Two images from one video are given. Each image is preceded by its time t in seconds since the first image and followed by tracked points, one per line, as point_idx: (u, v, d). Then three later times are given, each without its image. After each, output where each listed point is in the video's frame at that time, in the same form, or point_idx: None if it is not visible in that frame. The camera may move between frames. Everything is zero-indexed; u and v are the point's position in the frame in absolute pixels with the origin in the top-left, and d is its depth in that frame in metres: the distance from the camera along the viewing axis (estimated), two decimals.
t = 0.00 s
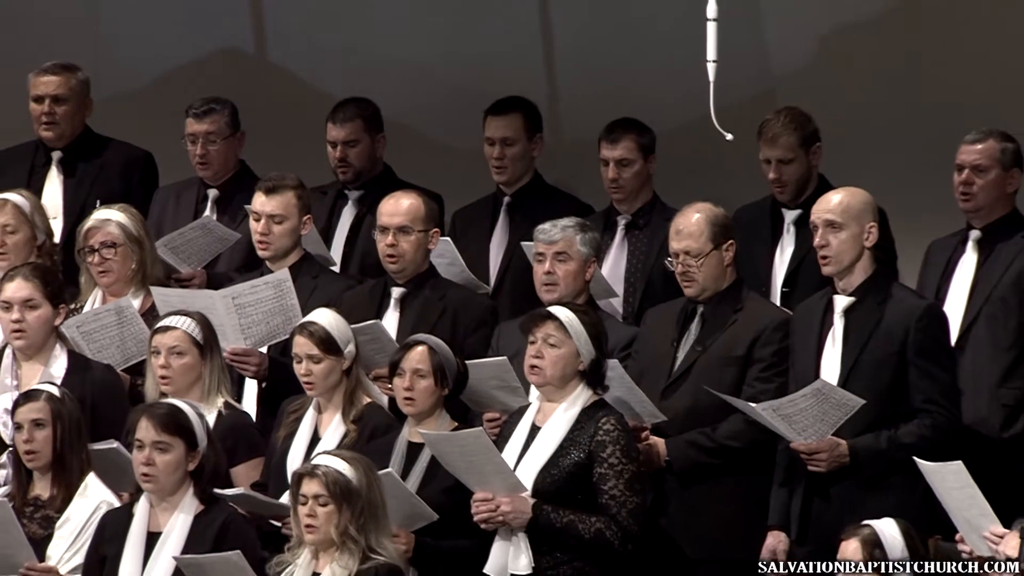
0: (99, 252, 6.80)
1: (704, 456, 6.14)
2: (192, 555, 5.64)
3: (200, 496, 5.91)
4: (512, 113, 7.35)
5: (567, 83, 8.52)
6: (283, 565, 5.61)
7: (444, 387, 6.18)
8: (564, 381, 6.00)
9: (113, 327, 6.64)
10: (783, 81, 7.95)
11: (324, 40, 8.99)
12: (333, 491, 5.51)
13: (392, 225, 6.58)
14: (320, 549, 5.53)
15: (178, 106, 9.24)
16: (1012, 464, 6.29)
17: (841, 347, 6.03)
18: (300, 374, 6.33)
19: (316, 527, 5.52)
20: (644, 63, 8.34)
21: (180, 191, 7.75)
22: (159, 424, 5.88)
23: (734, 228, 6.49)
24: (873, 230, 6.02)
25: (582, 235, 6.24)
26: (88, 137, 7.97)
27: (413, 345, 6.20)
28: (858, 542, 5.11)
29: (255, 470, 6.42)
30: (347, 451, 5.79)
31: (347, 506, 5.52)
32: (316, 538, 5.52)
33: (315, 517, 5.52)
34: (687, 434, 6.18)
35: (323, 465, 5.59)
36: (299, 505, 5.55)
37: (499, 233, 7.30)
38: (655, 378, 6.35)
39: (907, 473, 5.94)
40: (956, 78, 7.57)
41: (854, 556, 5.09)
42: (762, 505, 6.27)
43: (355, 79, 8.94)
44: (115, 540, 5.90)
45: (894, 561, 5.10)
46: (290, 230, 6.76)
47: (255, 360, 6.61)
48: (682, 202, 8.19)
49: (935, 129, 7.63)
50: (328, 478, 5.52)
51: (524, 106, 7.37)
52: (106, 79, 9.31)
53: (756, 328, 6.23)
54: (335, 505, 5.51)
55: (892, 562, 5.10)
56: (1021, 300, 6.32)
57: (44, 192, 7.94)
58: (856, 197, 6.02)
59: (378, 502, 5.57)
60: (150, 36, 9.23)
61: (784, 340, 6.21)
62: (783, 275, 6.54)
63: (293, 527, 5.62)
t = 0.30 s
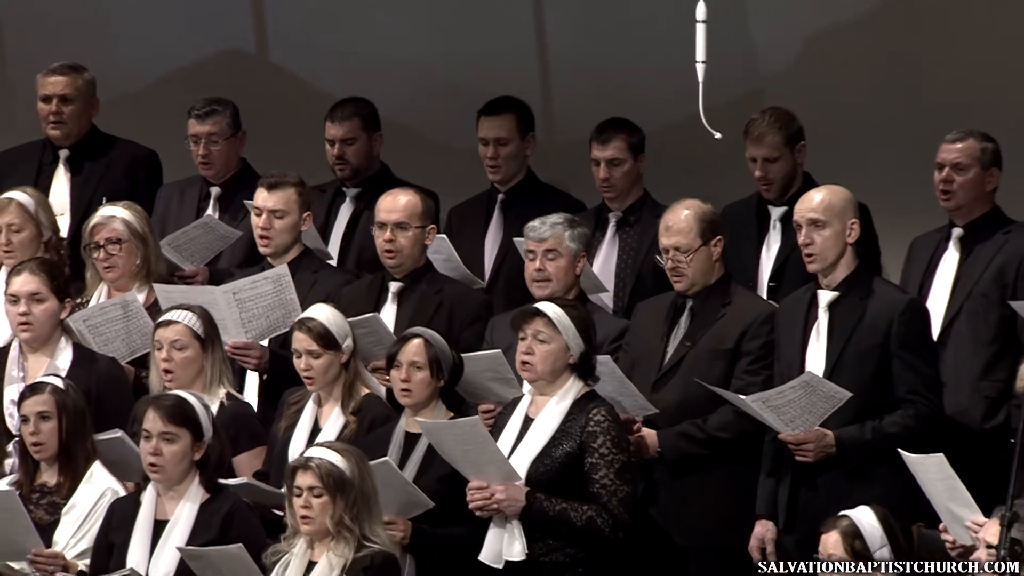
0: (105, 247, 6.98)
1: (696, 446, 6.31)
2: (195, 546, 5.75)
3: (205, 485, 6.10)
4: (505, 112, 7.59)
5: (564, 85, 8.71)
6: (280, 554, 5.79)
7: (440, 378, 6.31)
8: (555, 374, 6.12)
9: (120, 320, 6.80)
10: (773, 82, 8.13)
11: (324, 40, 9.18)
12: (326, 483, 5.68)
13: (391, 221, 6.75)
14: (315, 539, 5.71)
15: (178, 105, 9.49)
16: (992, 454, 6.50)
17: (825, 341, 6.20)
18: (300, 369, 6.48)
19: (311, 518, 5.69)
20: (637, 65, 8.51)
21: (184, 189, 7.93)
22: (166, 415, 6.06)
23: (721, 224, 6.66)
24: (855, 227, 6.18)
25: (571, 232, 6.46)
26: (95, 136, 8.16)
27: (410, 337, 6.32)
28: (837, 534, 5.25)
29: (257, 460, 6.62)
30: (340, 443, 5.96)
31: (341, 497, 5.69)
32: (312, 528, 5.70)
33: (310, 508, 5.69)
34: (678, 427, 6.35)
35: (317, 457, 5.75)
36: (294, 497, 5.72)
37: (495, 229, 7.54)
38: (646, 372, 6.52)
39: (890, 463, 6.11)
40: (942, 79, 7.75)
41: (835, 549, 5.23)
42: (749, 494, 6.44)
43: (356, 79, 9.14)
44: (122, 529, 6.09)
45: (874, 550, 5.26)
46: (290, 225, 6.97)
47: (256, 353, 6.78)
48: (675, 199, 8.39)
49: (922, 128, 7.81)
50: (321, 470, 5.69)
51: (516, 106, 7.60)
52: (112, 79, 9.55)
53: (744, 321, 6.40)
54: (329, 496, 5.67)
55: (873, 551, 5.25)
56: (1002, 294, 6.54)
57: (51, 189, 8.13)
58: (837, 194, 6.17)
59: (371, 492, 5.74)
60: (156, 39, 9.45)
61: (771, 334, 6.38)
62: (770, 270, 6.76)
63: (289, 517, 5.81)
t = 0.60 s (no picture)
0: (112, 244, 7.19)
1: (687, 437, 6.52)
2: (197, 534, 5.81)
3: (211, 474, 6.31)
4: (499, 112, 7.81)
5: (559, 85, 8.94)
6: (276, 543, 5.98)
7: (437, 369, 6.48)
8: (547, 369, 6.27)
9: (126, 313, 7.02)
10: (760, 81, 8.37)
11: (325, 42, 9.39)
12: (323, 473, 5.89)
13: (389, 218, 6.96)
14: (312, 529, 5.90)
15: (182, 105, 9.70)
16: (970, 445, 6.73)
17: (809, 334, 6.40)
18: (300, 363, 6.68)
19: (308, 508, 5.89)
20: (629, 64, 8.75)
21: (188, 187, 8.14)
22: (173, 406, 6.27)
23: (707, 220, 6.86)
24: (839, 224, 6.35)
25: (561, 234, 6.67)
26: (102, 136, 8.36)
27: (407, 330, 6.49)
28: (818, 525, 5.44)
29: (258, 450, 6.84)
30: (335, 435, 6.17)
31: (337, 487, 5.90)
32: (308, 518, 5.89)
33: (307, 498, 5.89)
34: (671, 418, 6.54)
35: (313, 448, 5.97)
36: (291, 487, 5.92)
37: (490, 226, 7.76)
38: (638, 365, 6.72)
39: (873, 453, 6.32)
40: (926, 81, 7.97)
41: (817, 540, 5.42)
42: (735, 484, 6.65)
43: (355, 79, 9.37)
44: (130, 516, 6.30)
45: (856, 538, 5.45)
46: (293, 222, 7.21)
47: (258, 345, 7.02)
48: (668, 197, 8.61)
49: (907, 128, 8.04)
50: (318, 461, 5.91)
51: (510, 106, 7.81)
52: (119, 80, 9.75)
53: (732, 315, 6.61)
54: (325, 486, 5.88)
55: (854, 540, 5.45)
56: (982, 288, 6.76)
57: (60, 187, 8.34)
58: (822, 192, 6.34)
59: (365, 483, 5.97)
60: (160, 41, 9.66)
61: (757, 327, 6.59)
62: (756, 265, 6.99)
63: (286, 506, 5.99)
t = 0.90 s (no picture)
0: (119, 239, 7.41)
1: (678, 425, 6.75)
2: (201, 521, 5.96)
3: (217, 462, 6.52)
4: (495, 110, 8.03)
5: (555, 83, 9.16)
6: (275, 529, 6.21)
7: (436, 360, 6.70)
8: (542, 360, 6.49)
9: (133, 306, 7.23)
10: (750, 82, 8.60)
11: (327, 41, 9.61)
12: (319, 460, 6.12)
13: (390, 215, 7.16)
14: (309, 516, 6.14)
15: (186, 103, 9.91)
16: (949, 433, 6.98)
17: (794, 326, 6.63)
18: (303, 352, 6.89)
19: (305, 496, 6.12)
20: (623, 64, 8.98)
21: (193, 184, 8.34)
22: (180, 396, 6.48)
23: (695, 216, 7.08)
24: (824, 220, 6.57)
25: (553, 229, 6.90)
26: (110, 134, 8.58)
27: (408, 322, 6.71)
28: (803, 511, 5.62)
29: (262, 437, 7.06)
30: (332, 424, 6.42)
31: (333, 474, 6.13)
32: (306, 506, 6.13)
33: (304, 485, 6.12)
34: (664, 408, 6.77)
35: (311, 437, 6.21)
36: (289, 474, 6.16)
37: (485, 222, 7.98)
38: (631, 357, 6.95)
39: (854, 441, 6.55)
40: (912, 81, 8.20)
41: (802, 525, 5.60)
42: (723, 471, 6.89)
43: (355, 78, 9.59)
44: (138, 503, 6.53)
45: (840, 524, 5.60)
46: (297, 217, 7.47)
47: (260, 337, 7.21)
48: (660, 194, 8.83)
49: (892, 127, 8.27)
50: (315, 449, 6.14)
51: (505, 104, 8.04)
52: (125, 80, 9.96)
53: (720, 308, 6.84)
54: (322, 474, 6.11)
55: (837, 527, 5.59)
56: (962, 281, 7.00)
57: (69, 184, 8.56)
58: (806, 189, 6.56)
59: (361, 470, 6.21)
60: (165, 40, 9.86)
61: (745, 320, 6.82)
62: (742, 258, 7.22)
63: (284, 494, 6.23)
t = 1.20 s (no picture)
0: (126, 234, 7.62)
1: (670, 414, 6.97)
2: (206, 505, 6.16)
3: (223, 450, 6.76)
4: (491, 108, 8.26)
5: (549, 83, 9.39)
6: (278, 516, 6.44)
7: (436, 352, 6.92)
8: (537, 351, 6.71)
9: (140, 298, 7.47)
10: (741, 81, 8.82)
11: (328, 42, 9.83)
12: (319, 449, 6.34)
13: (390, 213, 7.40)
14: (310, 502, 6.36)
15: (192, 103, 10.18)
16: (931, 422, 7.22)
17: (781, 319, 6.85)
18: (305, 342, 7.11)
19: (306, 482, 6.35)
20: (615, 64, 9.20)
21: (198, 181, 8.58)
22: (186, 386, 6.71)
23: (686, 209, 7.30)
24: (809, 215, 6.80)
25: (544, 225, 7.11)
26: (117, 132, 8.79)
27: (408, 315, 6.92)
28: (792, 493, 5.85)
29: (264, 427, 7.29)
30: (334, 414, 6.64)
31: (333, 462, 6.35)
32: (307, 492, 6.35)
33: (305, 473, 6.34)
34: (657, 397, 7.00)
35: (313, 426, 6.43)
36: (291, 462, 6.37)
37: (481, 217, 8.21)
38: (624, 350, 7.18)
39: (839, 430, 6.77)
40: (897, 80, 8.44)
41: (790, 506, 5.84)
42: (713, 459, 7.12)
43: (355, 78, 9.80)
44: (147, 490, 6.77)
45: (826, 509, 5.83)
46: (297, 212, 7.68)
47: (264, 328, 7.47)
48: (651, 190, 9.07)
49: (878, 125, 8.51)
50: (316, 438, 6.36)
51: (501, 102, 8.25)
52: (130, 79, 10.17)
53: (710, 301, 7.07)
54: (322, 461, 6.33)
55: (823, 511, 5.82)
56: (943, 275, 7.25)
57: (77, 180, 8.75)
58: (792, 187, 6.78)
59: (361, 458, 6.42)
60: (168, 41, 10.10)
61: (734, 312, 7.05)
62: (729, 252, 7.45)
63: (287, 481, 6.46)
